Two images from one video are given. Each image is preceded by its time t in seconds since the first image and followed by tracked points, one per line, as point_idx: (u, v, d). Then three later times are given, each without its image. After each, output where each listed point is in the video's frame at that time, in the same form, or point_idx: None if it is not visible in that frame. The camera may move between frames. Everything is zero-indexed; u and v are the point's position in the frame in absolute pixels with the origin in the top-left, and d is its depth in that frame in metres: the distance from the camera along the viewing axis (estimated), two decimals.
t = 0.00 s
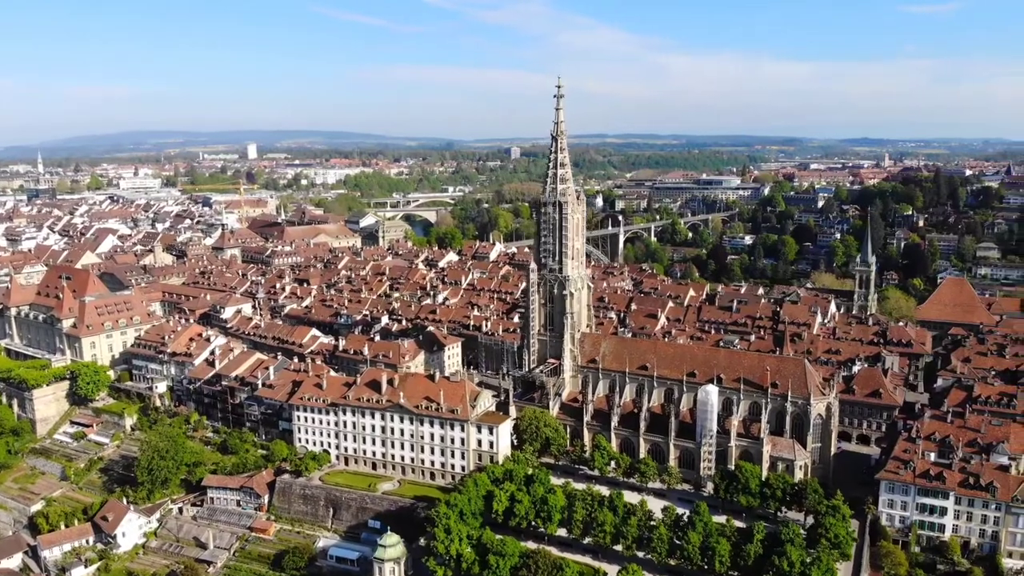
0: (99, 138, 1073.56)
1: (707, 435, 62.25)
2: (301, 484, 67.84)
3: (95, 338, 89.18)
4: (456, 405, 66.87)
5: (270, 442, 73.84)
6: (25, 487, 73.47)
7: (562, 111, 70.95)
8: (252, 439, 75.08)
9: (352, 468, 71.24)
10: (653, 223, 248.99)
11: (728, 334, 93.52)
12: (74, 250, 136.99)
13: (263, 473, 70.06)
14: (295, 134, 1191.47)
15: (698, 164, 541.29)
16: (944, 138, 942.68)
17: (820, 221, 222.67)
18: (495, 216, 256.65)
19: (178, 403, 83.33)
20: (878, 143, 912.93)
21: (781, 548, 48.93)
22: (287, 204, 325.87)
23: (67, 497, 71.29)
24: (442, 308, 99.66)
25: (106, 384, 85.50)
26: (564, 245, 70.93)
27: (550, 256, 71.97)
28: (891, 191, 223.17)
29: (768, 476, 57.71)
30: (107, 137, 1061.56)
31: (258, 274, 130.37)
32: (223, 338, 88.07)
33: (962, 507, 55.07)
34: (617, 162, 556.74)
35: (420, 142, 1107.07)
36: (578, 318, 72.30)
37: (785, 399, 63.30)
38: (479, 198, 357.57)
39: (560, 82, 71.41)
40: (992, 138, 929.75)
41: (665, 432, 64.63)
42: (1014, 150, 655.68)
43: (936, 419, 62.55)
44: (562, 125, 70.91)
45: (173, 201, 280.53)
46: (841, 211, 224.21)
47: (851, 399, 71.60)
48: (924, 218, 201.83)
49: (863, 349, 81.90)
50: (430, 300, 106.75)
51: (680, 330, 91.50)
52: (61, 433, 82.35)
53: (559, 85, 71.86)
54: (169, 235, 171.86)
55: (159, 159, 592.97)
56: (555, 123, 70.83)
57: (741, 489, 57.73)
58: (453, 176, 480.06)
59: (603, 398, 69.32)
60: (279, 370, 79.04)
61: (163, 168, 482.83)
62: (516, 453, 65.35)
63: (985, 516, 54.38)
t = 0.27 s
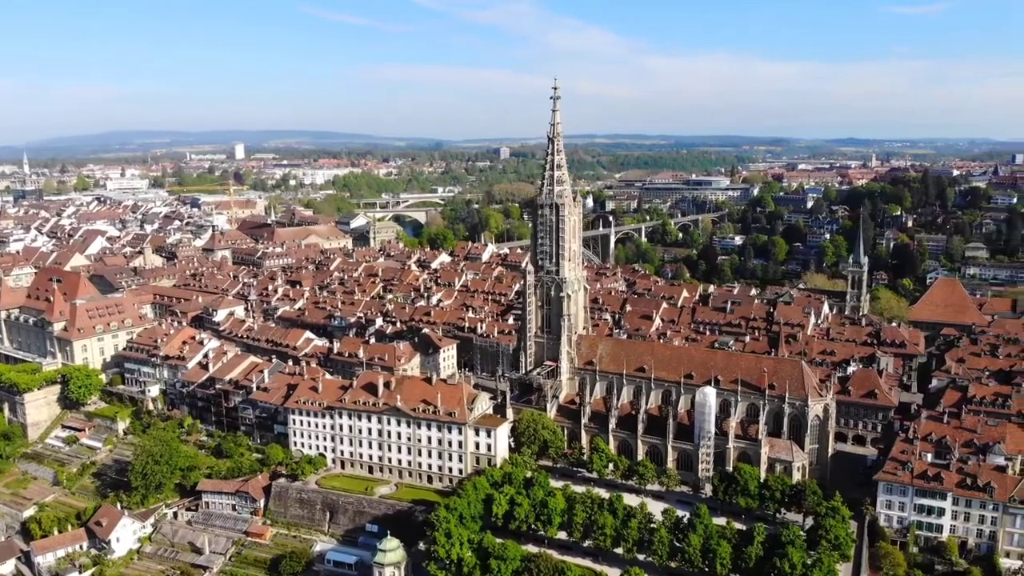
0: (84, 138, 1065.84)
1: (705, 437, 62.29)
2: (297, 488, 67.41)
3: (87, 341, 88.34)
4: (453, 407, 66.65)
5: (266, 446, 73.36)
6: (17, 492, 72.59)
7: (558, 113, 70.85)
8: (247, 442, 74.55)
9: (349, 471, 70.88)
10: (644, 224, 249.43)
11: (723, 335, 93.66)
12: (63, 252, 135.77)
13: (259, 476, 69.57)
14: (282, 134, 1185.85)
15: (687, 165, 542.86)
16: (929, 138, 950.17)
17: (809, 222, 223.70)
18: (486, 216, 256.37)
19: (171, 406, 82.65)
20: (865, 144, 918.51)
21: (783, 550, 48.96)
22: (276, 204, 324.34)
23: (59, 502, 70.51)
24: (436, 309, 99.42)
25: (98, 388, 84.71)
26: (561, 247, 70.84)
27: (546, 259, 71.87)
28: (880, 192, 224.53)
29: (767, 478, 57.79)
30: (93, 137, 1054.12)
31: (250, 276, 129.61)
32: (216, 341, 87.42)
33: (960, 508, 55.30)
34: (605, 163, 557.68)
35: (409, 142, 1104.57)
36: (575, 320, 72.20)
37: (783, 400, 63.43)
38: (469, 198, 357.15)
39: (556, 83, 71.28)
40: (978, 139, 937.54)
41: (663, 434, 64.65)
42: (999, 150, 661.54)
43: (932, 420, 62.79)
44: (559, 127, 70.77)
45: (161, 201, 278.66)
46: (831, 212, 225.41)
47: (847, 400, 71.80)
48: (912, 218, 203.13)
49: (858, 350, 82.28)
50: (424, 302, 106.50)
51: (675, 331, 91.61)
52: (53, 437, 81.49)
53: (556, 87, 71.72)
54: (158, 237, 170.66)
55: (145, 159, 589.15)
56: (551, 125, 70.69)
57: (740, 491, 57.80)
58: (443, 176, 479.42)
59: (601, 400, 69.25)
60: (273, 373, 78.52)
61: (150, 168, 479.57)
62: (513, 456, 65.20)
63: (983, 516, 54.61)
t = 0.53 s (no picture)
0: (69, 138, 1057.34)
1: (703, 438, 62.28)
2: (294, 492, 66.93)
3: (78, 344, 87.51)
4: (451, 410, 66.41)
5: (261, 450, 72.88)
6: (9, 497, 71.73)
7: (554, 114, 70.79)
8: (241, 446, 74.05)
9: (345, 475, 70.46)
10: (634, 225, 249.69)
11: (718, 336, 93.84)
12: (51, 254, 134.40)
13: (254, 481, 69.06)
14: (270, 134, 1180.74)
15: (675, 165, 544.15)
16: (916, 138, 956.97)
17: (799, 222, 224.56)
18: (476, 217, 255.97)
19: (164, 410, 81.99)
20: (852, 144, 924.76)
21: (784, 552, 49.05)
22: (265, 205, 322.50)
23: (52, 508, 69.76)
24: (431, 311, 99.13)
25: (90, 392, 83.97)
26: (558, 248, 70.76)
27: (543, 260, 71.79)
28: (869, 193, 225.74)
29: (766, 479, 57.90)
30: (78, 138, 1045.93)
31: (241, 278, 128.78)
32: (209, 343, 86.77)
33: (958, 508, 55.47)
34: (594, 163, 558.49)
35: (397, 143, 1101.96)
36: (572, 322, 72.09)
37: (780, 402, 63.53)
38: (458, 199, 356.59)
39: (552, 85, 71.14)
40: (963, 139, 945.29)
41: (661, 436, 64.67)
42: (984, 150, 666.76)
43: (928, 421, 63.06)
44: (555, 128, 70.64)
45: (149, 202, 276.71)
46: (820, 213, 226.46)
47: (844, 401, 71.98)
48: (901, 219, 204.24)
49: (852, 351, 82.63)
50: (417, 304, 106.10)
51: (670, 332, 91.68)
52: (44, 441, 80.64)
53: (552, 89, 71.54)
54: (147, 238, 169.34)
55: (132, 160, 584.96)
56: (548, 127, 70.60)
57: (739, 492, 57.85)
58: (432, 176, 478.54)
59: (598, 402, 69.21)
60: (268, 376, 77.96)
61: (136, 168, 476.15)
62: (511, 459, 65.00)
63: (980, 516, 54.78)
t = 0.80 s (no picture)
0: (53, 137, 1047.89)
1: (701, 440, 62.35)
2: (290, 496, 66.51)
3: (69, 347, 86.65)
4: (448, 413, 66.18)
5: (256, 453, 72.38)
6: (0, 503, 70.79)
7: (551, 116, 70.67)
8: (236, 450, 73.51)
9: (342, 478, 70.10)
10: (625, 225, 249.95)
11: (712, 337, 94.03)
12: (40, 255, 133.00)
13: (250, 485, 68.56)
14: (257, 134, 1175.52)
15: (664, 166, 545.30)
16: (902, 138, 963.64)
17: (789, 222, 225.51)
18: (467, 217, 255.53)
19: (157, 414, 81.27)
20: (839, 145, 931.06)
21: (785, 553, 49.13)
22: (253, 206, 320.60)
23: (45, 513, 68.91)
24: (425, 313, 98.89)
25: (82, 396, 83.17)
26: (555, 250, 70.66)
27: (540, 262, 71.67)
28: (858, 193, 227.01)
29: (764, 481, 57.97)
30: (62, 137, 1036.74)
31: (233, 279, 127.92)
32: (202, 346, 86.10)
33: (955, 508, 55.74)
34: (583, 163, 558.85)
35: (386, 143, 1099.87)
36: (569, 324, 72.03)
37: (778, 403, 63.66)
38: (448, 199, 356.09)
39: (549, 87, 71.07)
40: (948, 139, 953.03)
41: (659, 438, 64.66)
42: (970, 150, 672.02)
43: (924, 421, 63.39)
44: (551, 130, 70.56)
45: (137, 203, 274.72)
46: (810, 213, 227.55)
47: (840, 402, 72.28)
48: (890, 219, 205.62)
49: (847, 351, 82.96)
50: (411, 306, 105.82)
51: (665, 333, 91.78)
52: (35, 446, 79.71)
53: (549, 90, 71.47)
54: (135, 240, 167.90)
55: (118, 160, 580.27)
56: (544, 128, 70.49)
57: (738, 493, 57.92)
58: (421, 177, 477.48)
59: (596, 404, 69.14)
60: (263, 379, 77.46)
61: (122, 168, 472.35)
62: (509, 462, 64.82)
63: (977, 516, 55.08)
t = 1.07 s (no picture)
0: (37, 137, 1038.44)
1: (699, 441, 62.38)
2: (286, 500, 66.07)
3: (60, 351, 85.92)
4: (446, 415, 65.91)
5: (251, 457, 71.87)
6: None
7: (548, 117, 70.49)
8: (231, 454, 72.96)
9: (338, 482, 69.69)
10: (615, 226, 250.23)
11: (707, 338, 94.20)
12: (28, 258, 131.74)
13: (246, 489, 68.06)
14: (245, 134, 1170.04)
15: (653, 166, 546.40)
16: (888, 138, 970.31)
17: (778, 223, 226.40)
18: (457, 218, 255.05)
19: (150, 417, 80.60)
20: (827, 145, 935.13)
21: (785, 555, 49.23)
22: (242, 206, 318.73)
23: (37, 518, 68.13)
24: (419, 315, 98.69)
25: (74, 400, 82.46)
26: (552, 252, 70.51)
27: (537, 264, 71.51)
28: (847, 194, 228.21)
29: (763, 482, 58.04)
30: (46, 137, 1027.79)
31: (224, 281, 127.02)
32: (195, 349, 85.44)
33: (953, 508, 55.93)
34: (573, 163, 559.04)
35: (374, 143, 1096.78)
36: (566, 326, 71.91)
37: (776, 404, 63.76)
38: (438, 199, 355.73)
39: (545, 89, 70.89)
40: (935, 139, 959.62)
41: (656, 439, 64.65)
42: (955, 150, 677.41)
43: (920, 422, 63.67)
44: (548, 131, 70.39)
45: (125, 204, 272.76)
46: (800, 213, 228.59)
47: (835, 402, 72.51)
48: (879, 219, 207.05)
49: (842, 352, 83.32)
50: (405, 308, 105.54)
51: (660, 335, 91.86)
52: (27, 451, 78.86)
53: (545, 92, 71.30)
54: (124, 241, 166.51)
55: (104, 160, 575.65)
56: (541, 129, 70.30)
57: (737, 495, 58.00)
58: (410, 177, 476.31)
59: (593, 406, 69.06)
60: (257, 382, 76.95)
61: (108, 169, 468.61)
62: (508, 465, 64.58)
63: (975, 516, 55.29)
